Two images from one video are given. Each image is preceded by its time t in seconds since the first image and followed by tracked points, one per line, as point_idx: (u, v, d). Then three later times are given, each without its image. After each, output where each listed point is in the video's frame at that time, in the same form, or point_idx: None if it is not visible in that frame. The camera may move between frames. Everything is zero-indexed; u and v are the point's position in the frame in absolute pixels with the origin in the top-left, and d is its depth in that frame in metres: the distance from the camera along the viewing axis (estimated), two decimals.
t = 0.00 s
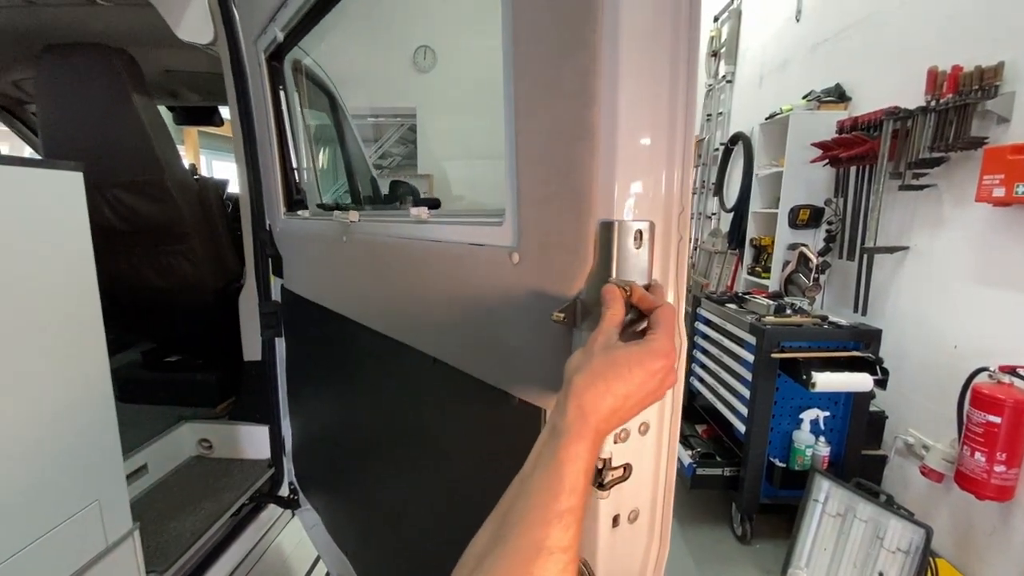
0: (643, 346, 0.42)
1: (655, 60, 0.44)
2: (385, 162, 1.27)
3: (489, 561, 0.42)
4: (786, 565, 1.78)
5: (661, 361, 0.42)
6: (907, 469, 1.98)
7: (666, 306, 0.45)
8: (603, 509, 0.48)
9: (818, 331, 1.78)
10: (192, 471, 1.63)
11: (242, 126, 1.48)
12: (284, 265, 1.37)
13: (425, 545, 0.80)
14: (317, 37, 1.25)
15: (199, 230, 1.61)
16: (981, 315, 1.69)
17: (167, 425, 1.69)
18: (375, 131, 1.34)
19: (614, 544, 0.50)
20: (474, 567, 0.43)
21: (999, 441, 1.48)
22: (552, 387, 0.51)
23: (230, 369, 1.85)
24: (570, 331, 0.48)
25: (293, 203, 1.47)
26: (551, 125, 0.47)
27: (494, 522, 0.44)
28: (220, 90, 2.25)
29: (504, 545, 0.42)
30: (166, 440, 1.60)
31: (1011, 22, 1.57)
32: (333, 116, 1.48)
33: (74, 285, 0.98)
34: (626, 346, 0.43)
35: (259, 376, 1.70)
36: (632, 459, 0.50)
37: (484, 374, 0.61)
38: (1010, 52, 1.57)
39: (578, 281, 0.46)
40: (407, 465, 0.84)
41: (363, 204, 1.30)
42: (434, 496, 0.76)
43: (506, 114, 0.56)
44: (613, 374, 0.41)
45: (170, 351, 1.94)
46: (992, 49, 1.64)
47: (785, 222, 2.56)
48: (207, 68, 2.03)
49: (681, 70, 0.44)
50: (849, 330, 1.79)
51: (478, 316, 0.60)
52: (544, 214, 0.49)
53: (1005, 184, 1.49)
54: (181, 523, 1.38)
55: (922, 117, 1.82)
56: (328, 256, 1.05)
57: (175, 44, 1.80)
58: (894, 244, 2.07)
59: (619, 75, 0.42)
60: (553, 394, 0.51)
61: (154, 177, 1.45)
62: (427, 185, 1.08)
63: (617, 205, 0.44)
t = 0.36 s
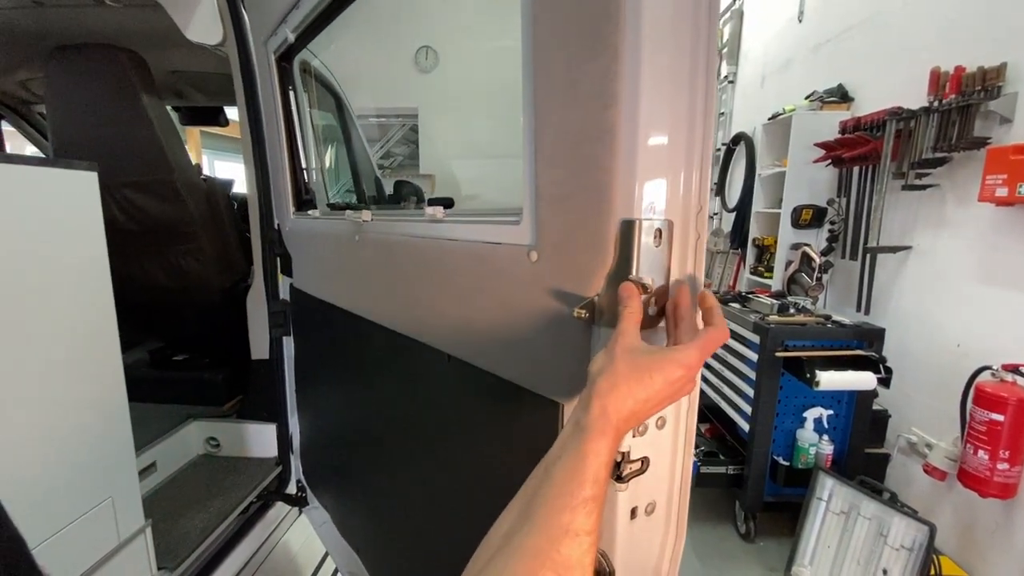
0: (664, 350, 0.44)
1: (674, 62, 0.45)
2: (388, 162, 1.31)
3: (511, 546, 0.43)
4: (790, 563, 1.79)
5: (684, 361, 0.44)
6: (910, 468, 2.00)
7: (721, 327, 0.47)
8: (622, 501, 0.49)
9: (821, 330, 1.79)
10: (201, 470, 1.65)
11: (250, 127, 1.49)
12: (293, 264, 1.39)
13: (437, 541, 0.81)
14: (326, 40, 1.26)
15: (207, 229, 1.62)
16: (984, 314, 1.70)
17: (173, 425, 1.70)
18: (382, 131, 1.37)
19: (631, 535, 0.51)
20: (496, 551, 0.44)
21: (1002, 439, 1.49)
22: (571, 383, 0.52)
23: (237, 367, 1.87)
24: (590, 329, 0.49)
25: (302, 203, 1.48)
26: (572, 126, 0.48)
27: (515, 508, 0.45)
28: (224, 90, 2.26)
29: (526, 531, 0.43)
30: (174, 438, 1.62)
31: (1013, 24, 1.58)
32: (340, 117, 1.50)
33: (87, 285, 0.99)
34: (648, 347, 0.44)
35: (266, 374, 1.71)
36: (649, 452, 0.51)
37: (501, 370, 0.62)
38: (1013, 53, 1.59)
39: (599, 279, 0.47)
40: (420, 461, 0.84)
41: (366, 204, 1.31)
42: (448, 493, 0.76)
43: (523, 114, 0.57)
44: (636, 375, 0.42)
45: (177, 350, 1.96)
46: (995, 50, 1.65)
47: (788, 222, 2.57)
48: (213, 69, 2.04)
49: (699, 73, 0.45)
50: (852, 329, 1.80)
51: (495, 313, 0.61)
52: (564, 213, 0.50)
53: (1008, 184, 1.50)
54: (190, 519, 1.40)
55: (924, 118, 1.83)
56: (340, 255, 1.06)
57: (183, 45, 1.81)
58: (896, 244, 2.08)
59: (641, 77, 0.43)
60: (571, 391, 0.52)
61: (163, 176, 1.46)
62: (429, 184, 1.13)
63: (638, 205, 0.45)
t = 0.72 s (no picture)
0: (677, 344, 0.44)
1: (682, 59, 0.45)
2: (388, 162, 1.32)
3: (528, 535, 0.44)
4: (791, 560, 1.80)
5: (694, 355, 0.44)
6: (910, 466, 2.01)
7: (706, 306, 0.46)
8: (630, 495, 0.49)
9: (822, 328, 1.79)
10: (202, 469, 1.64)
11: (252, 125, 1.49)
12: (296, 263, 1.39)
13: (442, 538, 0.81)
14: (329, 39, 1.26)
15: (208, 228, 1.62)
16: (983, 312, 1.71)
17: (174, 425, 1.70)
18: (385, 130, 1.37)
19: (640, 528, 0.51)
20: (513, 538, 0.45)
21: (1002, 435, 1.50)
22: (580, 376, 0.52)
23: (238, 366, 1.87)
24: (599, 323, 0.49)
25: (304, 201, 1.48)
26: (582, 122, 0.48)
27: (531, 499, 0.46)
28: (224, 89, 2.26)
29: (541, 521, 0.43)
30: (175, 437, 1.61)
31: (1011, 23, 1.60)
32: (340, 115, 1.50)
33: (90, 283, 0.99)
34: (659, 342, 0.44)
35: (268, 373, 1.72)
36: (657, 445, 0.51)
37: (508, 366, 0.63)
38: (1012, 52, 1.59)
39: (607, 274, 0.47)
40: (425, 459, 0.85)
41: (366, 202, 1.31)
42: (453, 490, 0.77)
43: (531, 111, 0.57)
44: (649, 369, 0.42)
45: (178, 349, 1.96)
46: (994, 49, 1.66)
47: (787, 221, 2.58)
48: (215, 67, 2.04)
49: (707, 70, 0.46)
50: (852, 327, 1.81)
51: (503, 308, 0.61)
52: (573, 209, 0.50)
53: (1007, 182, 1.51)
54: (192, 518, 1.40)
55: (924, 117, 1.84)
56: (344, 252, 1.06)
57: (184, 43, 1.81)
58: (895, 242, 2.09)
59: (650, 73, 0.43)
60: (581, 385, 0.52)
61: (165, 175, 1.46)
62: (429, 183, 1.12)
63: (647, 201, 0.45)
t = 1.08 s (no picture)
0: (675, 346, 0.44)
1: (679, 57, 0.45)
2: (383, 161, 1.31)
3: (514, 524, 0.43)
4: (786, 559, 1.80)
5: (690, 358, 0.44)
6: (904, 464, 2.02)
7: (700, 310, 0.46)
8: (626, 494, 0.49)
9: (817, 327, 1.80)
10: (196, 470, 1.63)
11: (246, 125, 1.49)
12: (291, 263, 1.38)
13: (437, 539, 0.81)
14: (324, 36, 1.25)
15: (202, 227, 1.61)
16: (976, 311, 1.72)
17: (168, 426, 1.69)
18: (380, 130, 1.36)
19: (636, 527, 0.51)
20: (501, 524, 0.45)
21: (995, 433, 1.51)
22: (575, 375, 0.52)
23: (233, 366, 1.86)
24: (595, 322, 0.49)
25: (299, 200, 1.48)
26: (577, 118, 0.48)
27: (522, 490, 0.45)
28: (218, 87, 2.25)
29: (531, 510, 0.43)
30: (168, 438, 1.60)
31: (1005, 24, 1.60)
32: (335, 115, 1.49)
33: (83, 282, 0.98)
34: (656, 343, 0.44)
35: (263, 373, 1.71)
36: (653, 444, 0.50)
37: (504, 365, 0.62)
38: (1005, 52, 1.60)
39: (603, 272, 0.47)
40: (420, 459, 0.84)
41: (361, 201, 1.30)
42: (448, 490, 0.76)
43: (527, 109, 0.57)
44: (647, 369, 0.42)
45: (172, 350, 1.95)
46: (987, 49, 1.67)
47: (782, 220, 2.59)
48: (208, 66, 2.03)
49: (703, 69, 0.46)
50: (847, 326, 1.82)
51: (499, 307, 0.61)
52: (568, 207, 0.50)
53: (1000, 182, 1.51)
54: (187, 519, 1.39)
55: (917, 116, 1.85)
56: (339, 251, 1.05)
57: (177, 42, 1.80)
58: (890, 242, 2.10)
59: (646, 70, 0.43)
60: (576, 384, 0.52)
61: (158, 174, 1.45)
62: (425, 183, 1.10)
63: (642, 198, 0.45)
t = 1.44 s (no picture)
0: (676, 355, 0.44)
1: (678, 54, 0.44)
2: (378, 161, 1.30)
3: (492, 510, 0.43)
4: (782, 559, 1.81)
5: (689, 366, 0.45)
6: (899, 463, 2.02)
7: (697, 318, 0.47)
8: (626, 498, 0.49)
9: (812, 327, 1.81)
10: (189, 473, 1.62)
11: (240, 123, 1.47)
12: (285, 263, 1.37)
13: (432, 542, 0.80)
14: (320, 35, 1.24)
15: (195, 227, 1.59)
16: (970, 311, 1.72)
17: (161, 428, 1.67)
18: (375, 130, 1.35)
19: (636, 531, 0.50)
20: (480, 508, 0.45)
21: (989, 432, 1.52)
22: (574, 377, 0.51)
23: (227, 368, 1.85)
24: (594, 323, 0.48)
25: (294, 200, 1.46)
26: (575, 117, 0.47)
27: (507, 480, 0.45)
28: (211, 87, 2.23)
29: (512, 499, 0.43)
30: (161, 440, 1.59)
31: (999, 24, 1.61)
32: (329, 114, 1.47)
33: (75, 283, 0.97)
34: (657, 350, 0.44)
35: (257, 375, 1.70)
36: (653, 447, 0.50)
37: (500, 366, 0.62)
38: (999, 53, 1.61)
39: (601, 272, 0.47)
40: (415, 462, 0.84)
41: (356, 201, 1.29)
42: (443, 493, 0.76)
43: (523, 106, 0.56)
44: (645, 375, 0.42)
45: (165, 351, 1.93)
46: (981, 50, 1.68)
47: (777, 220, 2.59)
48: (202, 65, 2.01)
49: (703, 67, 0.45)
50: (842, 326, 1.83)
51: (496, 309, 0.60)
52: (566, 207, 0.49)
53: (994, 181, 1.52)
54: (180, 522, 1.38)
55: (912, 116, 1.86)
56: (334, 252, 1.04)
57: (171, 41, 1.79)
58: (884, 242, 2.10)
59: (645, 69, 0.43)
60: (575, 387, 0.51)
61: (151, 173, 1.44)
62: (420, 184, 1.10)
63: (641, 197, 0.45)
